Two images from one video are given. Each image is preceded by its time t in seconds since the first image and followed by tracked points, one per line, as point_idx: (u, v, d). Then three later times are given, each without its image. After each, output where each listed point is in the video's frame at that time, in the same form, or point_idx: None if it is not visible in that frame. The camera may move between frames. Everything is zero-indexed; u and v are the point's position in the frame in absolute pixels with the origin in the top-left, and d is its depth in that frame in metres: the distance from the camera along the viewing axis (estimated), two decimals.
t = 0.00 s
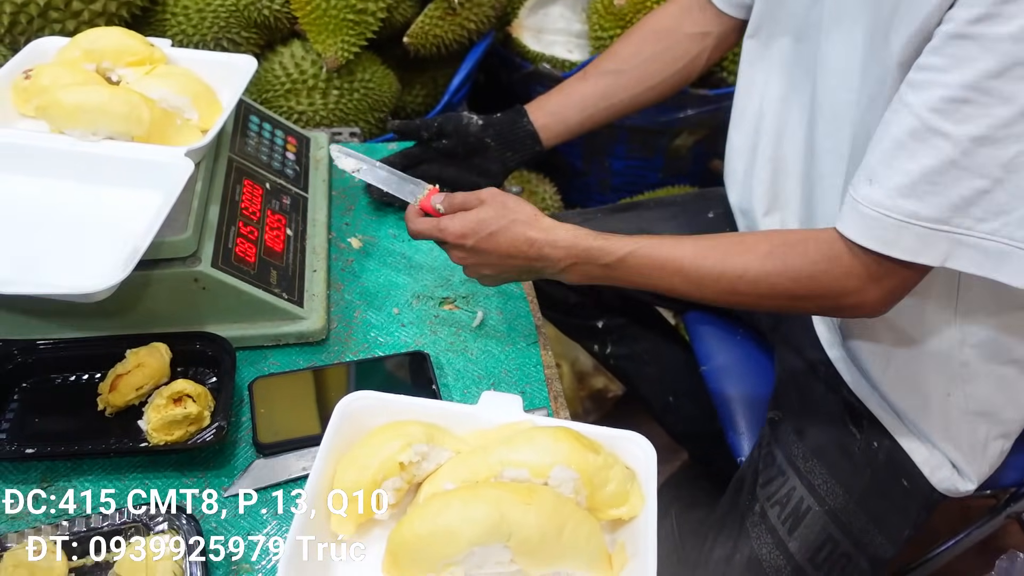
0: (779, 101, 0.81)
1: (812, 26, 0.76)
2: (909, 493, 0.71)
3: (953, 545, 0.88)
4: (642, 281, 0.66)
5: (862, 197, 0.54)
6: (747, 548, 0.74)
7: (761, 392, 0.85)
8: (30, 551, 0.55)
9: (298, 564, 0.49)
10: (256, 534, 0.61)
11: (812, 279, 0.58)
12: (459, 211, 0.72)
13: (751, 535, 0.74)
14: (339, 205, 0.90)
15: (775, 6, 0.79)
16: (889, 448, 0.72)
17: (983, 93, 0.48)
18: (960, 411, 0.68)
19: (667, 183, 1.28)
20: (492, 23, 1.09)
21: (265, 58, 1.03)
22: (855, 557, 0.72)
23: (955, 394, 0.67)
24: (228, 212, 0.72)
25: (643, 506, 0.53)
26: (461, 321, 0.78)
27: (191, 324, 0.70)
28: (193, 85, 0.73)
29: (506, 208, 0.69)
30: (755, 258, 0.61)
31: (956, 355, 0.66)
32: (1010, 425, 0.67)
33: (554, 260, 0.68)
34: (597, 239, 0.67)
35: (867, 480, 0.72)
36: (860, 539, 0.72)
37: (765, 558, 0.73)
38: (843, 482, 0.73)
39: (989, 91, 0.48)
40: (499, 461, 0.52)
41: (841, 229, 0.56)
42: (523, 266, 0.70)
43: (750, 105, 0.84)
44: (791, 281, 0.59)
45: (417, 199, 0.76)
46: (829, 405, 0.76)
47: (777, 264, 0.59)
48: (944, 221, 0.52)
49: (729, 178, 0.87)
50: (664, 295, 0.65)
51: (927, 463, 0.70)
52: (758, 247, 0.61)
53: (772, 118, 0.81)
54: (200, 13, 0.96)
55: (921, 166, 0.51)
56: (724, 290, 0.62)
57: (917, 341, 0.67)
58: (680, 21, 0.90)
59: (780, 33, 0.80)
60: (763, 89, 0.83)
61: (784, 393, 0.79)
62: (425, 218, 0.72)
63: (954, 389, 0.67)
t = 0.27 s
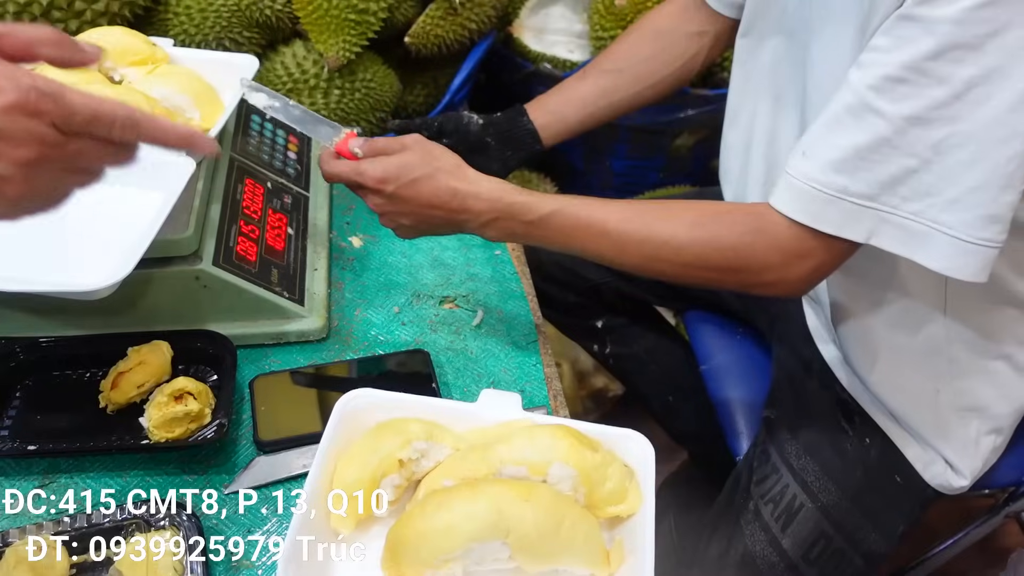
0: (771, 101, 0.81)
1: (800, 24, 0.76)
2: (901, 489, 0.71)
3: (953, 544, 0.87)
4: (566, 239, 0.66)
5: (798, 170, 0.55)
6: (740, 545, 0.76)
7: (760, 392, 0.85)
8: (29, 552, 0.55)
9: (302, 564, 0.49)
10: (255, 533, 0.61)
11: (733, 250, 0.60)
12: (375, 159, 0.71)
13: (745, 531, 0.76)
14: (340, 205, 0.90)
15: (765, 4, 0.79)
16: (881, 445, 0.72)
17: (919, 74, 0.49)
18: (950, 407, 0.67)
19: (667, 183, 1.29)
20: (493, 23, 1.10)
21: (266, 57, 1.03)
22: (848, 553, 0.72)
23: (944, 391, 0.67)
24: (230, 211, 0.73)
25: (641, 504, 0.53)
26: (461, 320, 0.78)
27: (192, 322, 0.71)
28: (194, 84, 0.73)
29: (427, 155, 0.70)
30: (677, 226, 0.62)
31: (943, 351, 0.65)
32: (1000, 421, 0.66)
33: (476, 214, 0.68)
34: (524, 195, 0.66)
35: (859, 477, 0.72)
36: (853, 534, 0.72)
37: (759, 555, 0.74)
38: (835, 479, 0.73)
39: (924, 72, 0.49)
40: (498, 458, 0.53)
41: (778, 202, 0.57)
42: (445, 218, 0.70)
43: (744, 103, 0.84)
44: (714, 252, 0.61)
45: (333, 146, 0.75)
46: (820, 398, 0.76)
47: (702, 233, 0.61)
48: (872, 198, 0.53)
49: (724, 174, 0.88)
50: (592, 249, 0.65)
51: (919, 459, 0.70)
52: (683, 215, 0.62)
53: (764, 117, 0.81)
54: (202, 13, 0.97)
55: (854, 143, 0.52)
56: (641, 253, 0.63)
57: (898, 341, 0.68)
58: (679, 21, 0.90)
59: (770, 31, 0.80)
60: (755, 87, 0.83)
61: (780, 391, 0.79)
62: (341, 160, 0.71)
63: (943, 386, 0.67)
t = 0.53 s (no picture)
0: (770, 103, 0.81)
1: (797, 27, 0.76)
2: (902, 489, 0.71)
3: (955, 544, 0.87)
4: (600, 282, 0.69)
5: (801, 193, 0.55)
6: (742, 543, 0.75)
7: (762, 393, 0.85)
8: (29, 552, 0.55)
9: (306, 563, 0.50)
10: (255, 533, 0.61)
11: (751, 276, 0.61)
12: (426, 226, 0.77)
13: (746, 530, 0.75)
14: (344, 204, 0.90)
15: (763, 8, 0.79)
16: (882, 442, 0.72)
17: (909, 91, 0.49)
18: (949, 407, 0.67)
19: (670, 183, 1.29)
20: (497, 24, 1.10)
21: (271, 56, 1.03)
22: (849, 552, 0.73)
23: (942, 391, 0.67)
24: (234, 209, 0.73)
25: (643, 501, 0.54)
26: (465, 318, 0.79)
27: (196, 319, 0.71)
28: (200, 83, 0.74)
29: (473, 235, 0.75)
30: (705, 258, 0.63)
31: (940, 350, 0.65)
32: (1002, 421, 0.66)
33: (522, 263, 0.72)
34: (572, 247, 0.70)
35: (860, 477, 0.72)
36: (853, 532, 0.72)
37: (760, 553, 0.74)
38: (836, 477, 0.73)
39: (914, 89, 0.49)
40: (501, 456, 0.53)
41: (784, 225, 0.57)
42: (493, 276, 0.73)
43: (744, 108, 0.85)
44: (737, 279, 0.62)
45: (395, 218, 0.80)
46: (823, 394, 0.77)
47: (722, 261, 0.62)
48: (877, 216, 0.53)
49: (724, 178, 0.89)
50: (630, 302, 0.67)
51: (921, 459, 0.70)
52: (706, 248, 0.64)
53: (763, 121, 0.81)
54: (207, 12, 0.97)
55: (854, 163, 0.52)
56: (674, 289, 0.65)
57: (897, 345, 0.67)
58: (682, 21, 0.90)
59: (770, 34, 0.80)
60: (755, 91, 0.83)
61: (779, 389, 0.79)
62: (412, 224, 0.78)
63: (941, 385, 0.66)
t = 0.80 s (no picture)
0: (756, 107, 0.82)
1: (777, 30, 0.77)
2: (901, 485, 0.72)
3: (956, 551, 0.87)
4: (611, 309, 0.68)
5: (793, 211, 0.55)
6: (741, 536, 0.75)
7: (765, 398, 0.85)
8: (30, 552, 0.55)
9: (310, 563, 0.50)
10: (254, 533, 0.61)
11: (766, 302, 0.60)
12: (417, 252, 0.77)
13: (745, 523, 0.75)
14: (350, 207, 0.90)
15: (744, 12, 0.80)
16: (882, 441, 0.73)
17: (892, 104, 0.50)
18: (949, 408, 0.68)
19: (674, 189, 1.29)
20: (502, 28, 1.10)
21: (278, 61, 1.04)
22: (848, 546, 0.73)
23: (941, 392, 0.67)
24: (241, 212, 0.74)
25: (646, 506, 0.54)
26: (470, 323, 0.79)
27: (201, 322, 0.71)
28: (207, 87, 0.74)
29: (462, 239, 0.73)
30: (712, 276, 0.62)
31: (938, 352, 0.66)
32: (1004, 423, 0.66)
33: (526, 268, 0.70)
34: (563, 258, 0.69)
35: (860, 471, 0.73)
36: (853, 527, 0.72)
37: (758, 546, 0.74)
38: (836, 473, 0.73)
39: (895, 101, 0.49)
40: (505, 460, 0.53)
41: (774, 240, 0.57)
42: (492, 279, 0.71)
43: (733, 114, 0.85)
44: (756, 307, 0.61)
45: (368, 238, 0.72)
46: (823, 397, 0.77)
47: (732, 275, 0.61)
48: (865, 229, 0.53)
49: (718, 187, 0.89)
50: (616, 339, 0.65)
51: (923, 459, 0.70)
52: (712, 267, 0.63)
53: (752, 128, 0.82)
54: (214, 16, 0.98)
55: (845, 180, 0.53)
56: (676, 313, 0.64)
57: (893, 354, 0.67)
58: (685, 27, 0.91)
59: (752, 38, 0.81)
60: (739, 96, 0.84)
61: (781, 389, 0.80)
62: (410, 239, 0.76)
63: (940, 387, 0.67)
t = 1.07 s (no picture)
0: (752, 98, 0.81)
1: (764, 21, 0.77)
2: (901, 482, 0.71)
3: (957, 553, 0.87)
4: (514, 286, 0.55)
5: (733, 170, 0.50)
6: (738, 531, 0.75)
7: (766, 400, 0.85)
8: (29, 552, 0.55)
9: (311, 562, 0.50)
10: (255, 533, 0.62)
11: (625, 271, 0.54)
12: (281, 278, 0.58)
13: (741, 517, 0.75)
14: (352, 209, 0.90)
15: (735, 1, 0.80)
16: (880, 437, 0.72)
17: (833, 67, 0.47)
18: (947, 404, 0.68)
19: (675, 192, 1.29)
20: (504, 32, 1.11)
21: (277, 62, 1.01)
22: (845, 540, 0.72)
23: (940, 388, 0.68)
24: (242, 215, 0.74)
25: (646, 510, 0.54)
26: (470, 325, 0.79)
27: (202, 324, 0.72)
28: (208, 90, 0.74)
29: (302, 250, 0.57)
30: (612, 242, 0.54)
31: (939, 352, 0.67)
32: (1000, 418, 0.67)
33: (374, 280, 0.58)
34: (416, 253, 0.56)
35: (858, 467, 0.73)
36: (849, 522, 0.72)
37: (754, 540, 0.74)
38: (833, 468, 0.73)
39: (838, 66, 0.46)
40: (505, 463, 0.53)
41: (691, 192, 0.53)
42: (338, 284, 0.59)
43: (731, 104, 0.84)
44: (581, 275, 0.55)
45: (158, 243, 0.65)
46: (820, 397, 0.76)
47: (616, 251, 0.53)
48: (770, 187, 0.49)
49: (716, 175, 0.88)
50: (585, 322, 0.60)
51: (921, 455, 0.70)
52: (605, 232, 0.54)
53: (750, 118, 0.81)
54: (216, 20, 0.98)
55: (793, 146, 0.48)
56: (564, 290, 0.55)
57: (893, 349, 0.69)
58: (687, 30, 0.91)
59: (745, 27, 0.81)
60: (736, 86, 0.83)
61: (781, 390, 0.79)
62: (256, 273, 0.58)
63: (939, 383, 0.68)
